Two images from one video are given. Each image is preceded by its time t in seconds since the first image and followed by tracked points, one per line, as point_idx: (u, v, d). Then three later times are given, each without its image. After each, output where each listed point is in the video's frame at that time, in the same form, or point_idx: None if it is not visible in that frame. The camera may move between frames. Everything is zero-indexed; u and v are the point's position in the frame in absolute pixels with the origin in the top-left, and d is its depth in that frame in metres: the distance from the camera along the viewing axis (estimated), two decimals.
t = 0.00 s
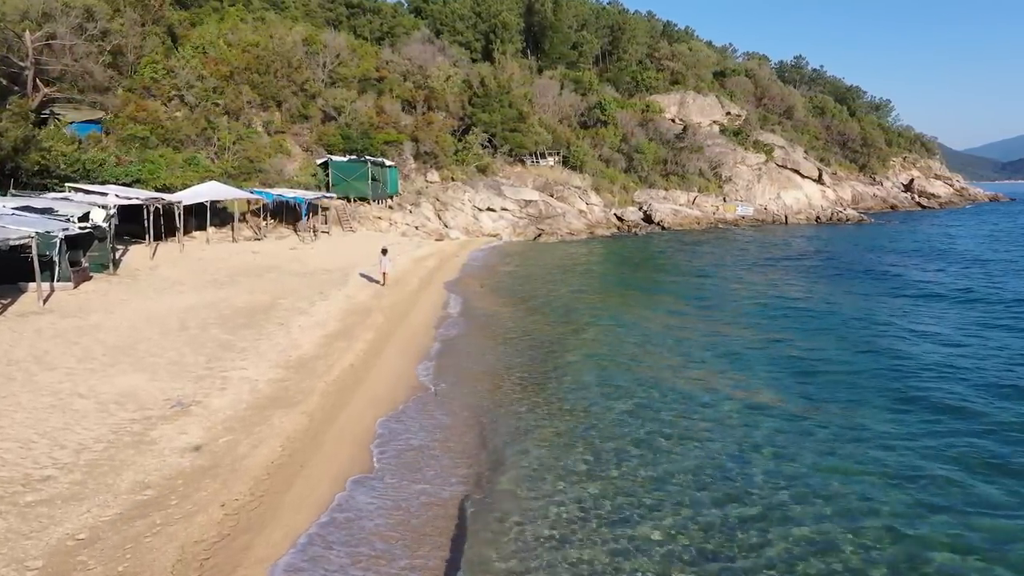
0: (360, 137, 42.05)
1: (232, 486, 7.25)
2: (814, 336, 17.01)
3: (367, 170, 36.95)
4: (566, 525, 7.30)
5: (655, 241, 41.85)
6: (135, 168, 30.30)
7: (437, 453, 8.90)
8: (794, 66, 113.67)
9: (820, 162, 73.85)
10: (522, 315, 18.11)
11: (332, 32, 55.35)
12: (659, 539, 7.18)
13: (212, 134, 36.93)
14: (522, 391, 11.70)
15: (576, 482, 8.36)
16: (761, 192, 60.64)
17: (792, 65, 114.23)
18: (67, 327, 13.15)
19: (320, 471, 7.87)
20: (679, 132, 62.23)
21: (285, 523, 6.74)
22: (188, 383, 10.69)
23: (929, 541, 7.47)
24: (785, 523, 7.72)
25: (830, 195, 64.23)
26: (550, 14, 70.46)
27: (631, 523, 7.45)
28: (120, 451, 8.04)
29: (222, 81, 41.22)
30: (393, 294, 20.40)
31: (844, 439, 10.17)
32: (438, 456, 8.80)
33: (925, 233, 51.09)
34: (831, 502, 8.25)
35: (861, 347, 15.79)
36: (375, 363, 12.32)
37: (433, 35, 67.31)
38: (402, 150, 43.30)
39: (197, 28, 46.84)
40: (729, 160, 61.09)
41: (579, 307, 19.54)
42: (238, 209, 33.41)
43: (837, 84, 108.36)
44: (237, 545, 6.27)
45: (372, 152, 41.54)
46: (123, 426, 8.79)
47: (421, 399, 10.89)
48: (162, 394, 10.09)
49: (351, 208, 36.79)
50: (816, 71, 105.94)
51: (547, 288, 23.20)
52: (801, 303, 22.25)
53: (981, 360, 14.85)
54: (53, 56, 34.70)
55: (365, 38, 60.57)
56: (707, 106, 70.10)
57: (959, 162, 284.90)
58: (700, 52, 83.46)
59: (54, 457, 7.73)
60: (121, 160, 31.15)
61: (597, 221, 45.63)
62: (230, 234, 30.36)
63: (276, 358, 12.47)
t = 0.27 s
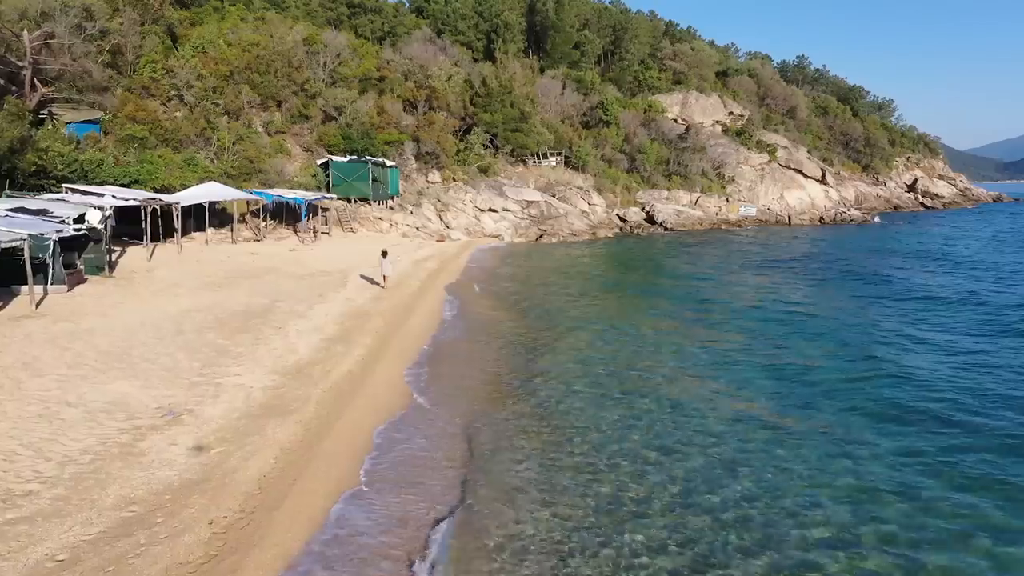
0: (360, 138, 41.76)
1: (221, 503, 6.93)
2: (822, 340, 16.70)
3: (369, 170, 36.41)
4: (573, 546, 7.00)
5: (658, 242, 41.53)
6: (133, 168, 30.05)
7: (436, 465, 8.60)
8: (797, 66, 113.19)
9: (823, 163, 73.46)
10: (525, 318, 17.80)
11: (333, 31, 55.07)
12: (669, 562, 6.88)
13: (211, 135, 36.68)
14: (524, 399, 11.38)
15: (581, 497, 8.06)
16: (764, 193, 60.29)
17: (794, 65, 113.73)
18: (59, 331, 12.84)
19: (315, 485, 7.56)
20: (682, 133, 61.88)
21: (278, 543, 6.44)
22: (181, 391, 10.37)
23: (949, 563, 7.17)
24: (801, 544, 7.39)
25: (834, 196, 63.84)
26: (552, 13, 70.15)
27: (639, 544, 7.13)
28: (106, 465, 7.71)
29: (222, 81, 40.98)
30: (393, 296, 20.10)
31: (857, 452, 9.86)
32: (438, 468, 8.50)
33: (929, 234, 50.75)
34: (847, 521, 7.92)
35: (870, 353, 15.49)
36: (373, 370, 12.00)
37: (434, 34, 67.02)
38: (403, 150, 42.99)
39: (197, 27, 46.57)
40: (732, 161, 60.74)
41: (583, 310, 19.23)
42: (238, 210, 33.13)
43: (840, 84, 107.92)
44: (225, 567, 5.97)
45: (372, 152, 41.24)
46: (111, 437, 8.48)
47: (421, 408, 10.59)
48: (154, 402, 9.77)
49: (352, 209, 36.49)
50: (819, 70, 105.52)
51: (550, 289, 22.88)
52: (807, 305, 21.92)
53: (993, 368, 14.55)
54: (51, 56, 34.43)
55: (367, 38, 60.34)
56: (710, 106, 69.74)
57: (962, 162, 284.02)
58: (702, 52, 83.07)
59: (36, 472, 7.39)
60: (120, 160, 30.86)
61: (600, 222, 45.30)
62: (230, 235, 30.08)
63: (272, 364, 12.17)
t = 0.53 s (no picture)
0: (361, 138, 41.47)
1: (211, 521, 6.63)
2: (832, 345, 16.38)
3: (370, 171, 36.15)
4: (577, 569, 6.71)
5: (661, 243, 41.19)
6: (132, 169, 29.75)
7: (436, 478, 8.30)
8: (799, 65, 112.73)
9: (827, 163, 73.07)
10: (527, 322, 17.49)
11: (334, 31, 54.78)
12: None
13: (211, 135, 36.45)
14: (527, 407, 11.07)
15: (586, 515, 7.76)
16: (767, 193, 59.91)
17: (797, 64, 113.26)
18: (51, 336, 12.55)
19: (310, 500, 7.25)
20: (684, 133, 61.52)
21: (269, 564, 6.14)
22: (173, 399, 10.07)
23: None
24: (815, 566, 7.10)
25: (837, 196, 63.43)
26: (554, 12, 69.82)
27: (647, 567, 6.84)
28: (91, 479, 7.40)
29: (222, 81, 40.73)
30: (393, 299, 19.81)
31: (872, 466, 9.53)
32: (439, 481, 8.19)
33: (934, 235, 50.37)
34: (865, 544, 7.59)
35: (880, 359, 15.18)
36: (372, 376, 11.70)
37: (436, 34, 66.74)
38: (404, 150, 42.68)
39: (198, 26, 46.31)
40: (735, 161, 60.36)
41: (586, 313, 18.91)
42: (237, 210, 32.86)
43: (843, 83, 107.43)
44: None
45: (373, 152, 40.93)
46: (98, 449, 8.17)
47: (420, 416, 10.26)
48: (145, 412, 9.47)
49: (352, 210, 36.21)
50: (822, 70, 105.08)
51: (552, 292, 22.56)
52: (814, 310, 21.59)
53: (1007, 376, 14.24)
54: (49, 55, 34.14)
55: (368, 37, 60.06)
56: (713, 106, 69.35)
57: (965, 162, 283.05)
58: (705, 51, 82.70)
59: (18, 487, 7.09)
60: (118, 160, 30.61)
61: (602, 223, 44.96)
62: (229, 236, 29.81)
63: (268, 370, 11.87)
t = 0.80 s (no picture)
0: (362, 138, 41.16)
1: (198, 541, 6.33)
2: (842, 347, 16.00)
3: (370, 171, 35.94)
4: None
5: (664, 244, 40.83)
6: (130, 169, 29.46)
7: (438, 491, 7.96)
8: (802, 65, 112.30)
9: (830, 163, 72.64)
10: (528, 325, 17.11)
11: (335, 31, 54.51)
12: None
13: (210, 135, 36.18)
14: (529, 415, 10.70)
15: (593, 531, 7.44)
16: (771, 193, 59.52)
17: (800, 64, 112.81)
18: (42, 342, 12.24)
19: (302, 519, 6.89)
20: (687, 133, 61.15)
21: None
22: (164, 408, 9.76)
23: None
24: None
25: (841, 196, 63.00)
26: (555, 12, 69.51)
27: None
28: (74, 495, 7.07)
29: (221, 80, 40.47)
30: (393, 301, 19.46)
31: (891, 477, 9.16)
32: (438, 494, 7.88)
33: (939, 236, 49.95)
34: (890, 563, 7.21)
35: (889, 361, 14.86)
36: (370, 383, 11.39)
37: (437, 34, 66.46)
38: (405, 150, 42.36)
39: (198, 26, 46.04)
40: (739, 161, 59.93)
41: (589, 315, 18.57)
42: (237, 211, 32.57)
43: (846, 83, 106.93)
44: None
45: (374, 152, 40.60)
46: (84, 462, 7.84)
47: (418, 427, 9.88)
48: (134, 422, 9.14)
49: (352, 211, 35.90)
50: (824, 70, 104.64)
51: (554, 294, 22.22)
52: (821, 311, 21.22)
53: None
54: (47, 55, 33.86)
55: (369, 37, 59.79)
56: (716, 106, 68.95)
57: (968, 162, 282.20)
58: (707, 51, 82.33)
59: None
60: (116, 161, 30.33)
61: (605, 223, 44.60)
62: (228, 237, 29.52)
63: (264, 376, 11.56)
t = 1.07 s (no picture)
0: (363, 138, 40.84)
1: (184, 563, 6.02)
2: (852, 352, 15.64)
3: (371, 171, 35.67)
4: None
5: (667, 245, 40.48)
6: (128, 169, 29.16)
7: (436, 506, 7.64)
8: (805, 65, 111.87)
9: (833, 163, 72.24)
10: (531, 329, 16.77)
11: (337, 30, 54.23)
12: None
13: (209, 135, 35.88)
14: (532, 424, 10.34)
15: (599, 551, 7.10)
16: (774, 194, 59.12)
17: (802, 64, 112.36)
18: (32, 347, 11.92)
19: (294, 540, 6.57)
20: (690, 133, 60.77)
21: None
22: (154, 417, 9.42)
23: None
24: None
25: (844, 196, 62.60)
26: (558, 11, 69.18)
27: None
28: (55, 512, 6.74)
29: (221, 80, 40.19)
30: (393, 304, 19.14)
31: (909, 491, 8.81)
32: (437, 510, 7.55)
33: (944, 236, 49.58)
34: None
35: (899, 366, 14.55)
36: (368, 390, 11.06)
37: (439, 33, 66.14)
38: (406, 150, 42.04)
39: (198, 25, 45.75)
40: (742, 161, 59.54)
41: (593, 319, 18.21)
42: (236, 212, 32.26)
43: (849, 83, 106.44)
44: None
45: (375, 152, 40.28)
46: (68, 476, 7.51)
47: (417, 437, 9.54)
48: (122, 433, 8.80)
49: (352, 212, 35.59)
50: (827, 70, 104.19)
51: (556, 296, 21.87)
52: (827, 312, 20.88)
53: None
54: (45, 54, 33.56)
55: (370, 36, 59.47)
56: (719, 106, 68.56)
57: (970, 162, 281.42)
58: (710, 50, 81.95)
59: None
60: (114, 161, 30.02)
61: (607, 224, 44.24)
62: (227, 238, 29.22)
63: (259, 383, 11.23)
